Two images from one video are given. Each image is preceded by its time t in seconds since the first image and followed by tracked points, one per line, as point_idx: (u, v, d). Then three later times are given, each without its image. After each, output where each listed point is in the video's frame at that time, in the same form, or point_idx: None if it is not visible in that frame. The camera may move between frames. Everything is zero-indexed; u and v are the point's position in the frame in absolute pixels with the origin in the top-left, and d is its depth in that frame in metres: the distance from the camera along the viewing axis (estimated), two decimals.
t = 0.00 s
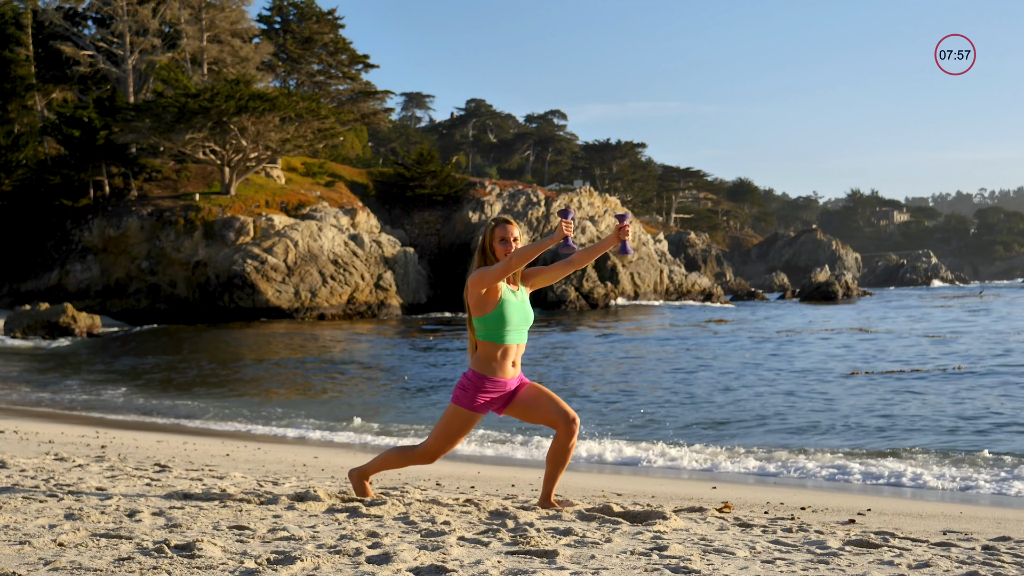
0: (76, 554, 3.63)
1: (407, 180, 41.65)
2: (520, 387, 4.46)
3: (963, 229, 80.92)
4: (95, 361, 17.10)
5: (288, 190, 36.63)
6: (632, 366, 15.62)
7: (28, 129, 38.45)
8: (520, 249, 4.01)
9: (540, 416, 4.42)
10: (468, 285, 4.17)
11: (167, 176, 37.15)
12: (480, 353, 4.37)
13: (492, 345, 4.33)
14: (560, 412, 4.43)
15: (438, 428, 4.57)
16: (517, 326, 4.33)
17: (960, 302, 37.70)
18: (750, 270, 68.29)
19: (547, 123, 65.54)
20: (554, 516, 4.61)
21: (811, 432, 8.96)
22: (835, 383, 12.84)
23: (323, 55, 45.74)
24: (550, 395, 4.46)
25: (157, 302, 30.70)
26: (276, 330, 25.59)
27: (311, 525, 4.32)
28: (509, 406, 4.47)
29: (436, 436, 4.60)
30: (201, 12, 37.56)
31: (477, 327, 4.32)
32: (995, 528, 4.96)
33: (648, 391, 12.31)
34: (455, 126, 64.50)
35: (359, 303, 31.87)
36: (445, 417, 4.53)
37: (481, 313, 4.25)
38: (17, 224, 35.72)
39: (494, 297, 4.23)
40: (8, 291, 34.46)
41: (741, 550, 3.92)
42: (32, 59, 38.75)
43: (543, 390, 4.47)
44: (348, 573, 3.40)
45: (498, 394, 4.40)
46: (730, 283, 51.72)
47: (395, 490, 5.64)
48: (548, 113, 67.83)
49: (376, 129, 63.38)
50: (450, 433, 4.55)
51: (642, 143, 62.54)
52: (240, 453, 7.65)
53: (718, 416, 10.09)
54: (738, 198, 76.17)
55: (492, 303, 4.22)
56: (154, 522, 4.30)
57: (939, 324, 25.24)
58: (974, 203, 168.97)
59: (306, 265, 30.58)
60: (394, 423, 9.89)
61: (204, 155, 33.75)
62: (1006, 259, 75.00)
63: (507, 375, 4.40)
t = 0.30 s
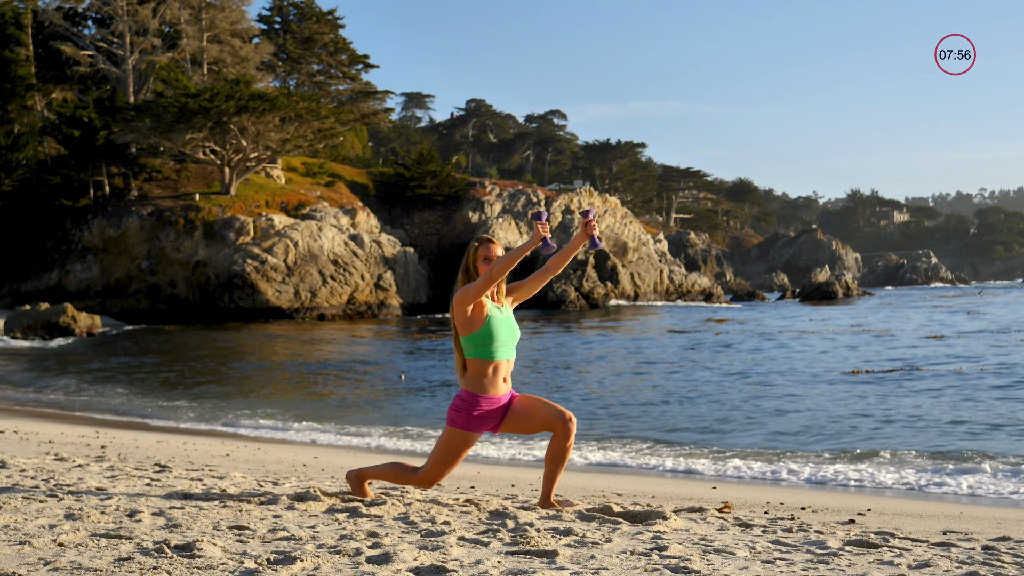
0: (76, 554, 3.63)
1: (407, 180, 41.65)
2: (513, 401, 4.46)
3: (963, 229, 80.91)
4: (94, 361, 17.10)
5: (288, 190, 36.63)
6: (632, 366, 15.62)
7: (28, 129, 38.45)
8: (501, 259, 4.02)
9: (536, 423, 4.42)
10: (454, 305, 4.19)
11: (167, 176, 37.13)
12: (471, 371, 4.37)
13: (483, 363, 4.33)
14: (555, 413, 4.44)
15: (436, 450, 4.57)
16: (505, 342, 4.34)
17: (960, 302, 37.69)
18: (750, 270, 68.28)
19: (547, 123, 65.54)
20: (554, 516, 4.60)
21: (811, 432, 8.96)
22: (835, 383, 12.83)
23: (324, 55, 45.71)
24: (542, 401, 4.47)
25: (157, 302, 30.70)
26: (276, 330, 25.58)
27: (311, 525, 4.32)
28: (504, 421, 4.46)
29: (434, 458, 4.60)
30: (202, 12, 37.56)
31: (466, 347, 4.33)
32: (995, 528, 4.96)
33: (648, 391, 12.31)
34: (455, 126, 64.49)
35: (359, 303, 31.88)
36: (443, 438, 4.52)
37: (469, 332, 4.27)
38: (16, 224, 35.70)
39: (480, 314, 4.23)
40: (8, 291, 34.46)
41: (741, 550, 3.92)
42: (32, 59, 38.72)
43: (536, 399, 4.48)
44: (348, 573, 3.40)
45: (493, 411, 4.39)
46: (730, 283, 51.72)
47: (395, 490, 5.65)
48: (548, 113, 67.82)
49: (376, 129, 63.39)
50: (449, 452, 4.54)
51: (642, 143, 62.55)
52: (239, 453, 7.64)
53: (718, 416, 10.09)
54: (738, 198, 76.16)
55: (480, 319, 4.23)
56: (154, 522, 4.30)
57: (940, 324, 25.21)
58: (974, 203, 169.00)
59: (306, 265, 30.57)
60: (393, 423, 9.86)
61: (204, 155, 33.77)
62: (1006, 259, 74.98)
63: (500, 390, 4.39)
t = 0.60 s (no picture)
0: (76, 554, 3.63)
1: (407, 180, 41.64)
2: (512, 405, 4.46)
3: (963, 229, 80.86)
4: (94, 360, 17.10)
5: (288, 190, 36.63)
6: (632, 366, 15.61)
7: (28, 129, 38.49)
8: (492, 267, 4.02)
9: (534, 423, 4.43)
10: (447, 315, 4.18)
11: (167, 176, 37.12)
12: (467, 379, 4.37)
13: (477, 371, 4.34)
14: (554, 413, 4.44)
15: (438, 460, 4.58)
16: (499, 349, 4.35)
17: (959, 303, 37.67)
18: (750, 271, 68.26)
19: (547, 123, 65.55)
20: (554, 516, 4.61)
21: (810, 432, 8.95)
22: (836, 383, 12.81)
23: (323, 55, 45.69)
24: (539, 402, 4.48)
25: (157, 302, 30.71)
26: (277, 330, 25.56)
27: (311, 525, 4.32)
28: (504, 427, 4.46)
29: (436, 467, 4.62)
30: (201, 11, 37.56)
31: (461, 356, 4.33)
32: (995, 527, 4.96)
33: (649, 391, 12.30)
34: (455, 126, 64.48)
35: (359, 303, 31.89)
36: (444, 447, 4.53)
37: (463, 341, 4.27)
38: (16, 224, 35.70)
39: (473, 323, 4.23)
40: (8, 291, 34.46)
41: (741, 550, 3.92)
42: (32, 59, 38.73)
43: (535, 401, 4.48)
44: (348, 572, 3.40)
45: (492, 417, 4.40)
46: (730, 283, 51.70)
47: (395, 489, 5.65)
48: (548, 113, 67.84)
49: (376, 129, 63.39)
50: (451, 461, 4.55)
51: (642, 143, 62.52)
52: (239, 453, 7.65)
53: (718, 416, 10.09)
54: (738, 198, 76.14)
55: (473, 328, 4.23)
56: (154, 522, 4.30)
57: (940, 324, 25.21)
58: (974, 203, 168.91)
59: (306, 265, 30.57)
60: (392, 424, 9.84)
61: (204, 155, 33.80)
62: (1005, 259, 74.92)
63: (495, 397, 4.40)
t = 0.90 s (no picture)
0: (76, 554, 3.63)
1: (407, 180, 41.65)
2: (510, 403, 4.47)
3: (963, 229, 80.85)
4: (94, 360, 17.09)
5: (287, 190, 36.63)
6: (633, 366, 15.60)
7: (28, 129, 38.49)
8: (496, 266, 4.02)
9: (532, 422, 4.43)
10: (448, 312, 4.20)
11: (168, 176, 37.12)
12: (465, 375, 4.39)
13: (476, 369, 4.35)
14: (552, 412, 4.44)
15: (435, 456, 4.59)
16: (499, 346, 4.35)
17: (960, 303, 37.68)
18: (750, 270, 68.25)
19: (547, 123, 65.55)
20: (554, 515, 4.61)
21: (810, 432, 8.94)
22: (836, 383, 12.80)
23: (323, 55, 45.70)
24: (536, 401, 4.48)
25: (157, 302, 30.71)
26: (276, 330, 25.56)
27: (311, 525, 4.32)
28: (501, 424, 4.46)
29: (433, 461, 4.62)
30: (201, 12, 37.55)
31: (460, 352, 4.34)
32: (995, 528, 4.96)
33: (649, 391, 12.30)
34: (455, 126, 64.46)
35: (359, 303, 31.87)
36: (441, 443, 4.53)
37: (463, 337, 4.28)
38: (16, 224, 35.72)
39: (474, 320, 4.25)
40: (8, 291, 34.47)
41: (741, 550, 3.92)
42: (32, 59, 38.74)
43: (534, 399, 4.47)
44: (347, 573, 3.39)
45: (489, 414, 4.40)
46: (730, 283, 51.67)
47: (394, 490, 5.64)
48: (548, 113, 67.85)
49: (376, 129, 63.38)
50: (448, 457, 4.55)
51: (642, 143, 62.52)
52: (239, 453, 7.64)
53: (719, 416, 10.07)
54: (738, 198, 76.10)
55: (473, 325, 4.24)
56: (154, 522, 4.30)
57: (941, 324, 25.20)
58: (974, 203, 168.91)
59: (306, 265, 30.57)
60: (391, 425, 9.82)
61: (204, 155, 33.81)
62: (1005, 259, 74.95)
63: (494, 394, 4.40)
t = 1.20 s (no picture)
0: (76, 554, 3.63)
1: (408, 180, 41.66)
2: (517, 374, 4.47)
3: (963, 229, 80.88)
4: (94, 360, 17.09)
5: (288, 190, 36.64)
6: (633, 366, 15.59)
7: (28, 129, 38.50)
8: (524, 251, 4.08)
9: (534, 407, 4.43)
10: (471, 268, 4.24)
11: (168, 176, 37.13)
12: (479, 332, 4.40)
13: (494, 328, 4.36)
14: (553, 407, 4.43)
15: (436, 412, 4.55)
16: (517, 309, 4.37)
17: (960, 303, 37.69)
18: (750, 270, 68.26)
19: (547, 123, 65.57)
20: (554, 516, 4.61)
21: (811, 432, 8.94)
22: (837, 383, 12.79)
23: (323, 55, 45.70)
24: (545, 386, 4.47)
25: (157, 302, 30.73)
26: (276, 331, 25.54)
27: (311, 525, 4.32)
28: (505, 389, 4.48)
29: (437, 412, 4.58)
30: (201, 12, 37.56)
31: (479, 309, 4.37)
32: (995, 527, 4.96)
33: (649, 391, 12.29)
34: (455, 125, 64.45)
35: (359, 303, 31.85)
36: (445, 398, 4.51)
37: (482, 296, 4.30)
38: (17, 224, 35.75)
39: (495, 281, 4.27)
40: (8, 291, 34.47)
41: (741, 550, 3.92)
42: (32, 59, 38.76)
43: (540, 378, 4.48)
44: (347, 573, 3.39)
45: (496, 377, 4.40)
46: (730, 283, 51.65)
47: (394, 490, 5.64)
48: (548, 113, 67.86)
49: (376, 130, 63.39)
50: (450, 414, 4.53)
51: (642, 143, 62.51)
52: (239, 453, 7.65)
53: (719, 417, 10.07)
54: (738, 198, 76.08)
55: (494, 287, 4.26)
56: (154, 522, 4.30)
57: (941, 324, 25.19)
58: (974, 203, 168.96)
59: (306, 265, 30.56)
60: (391, 425, 9.83)
61: (204, 155, 33.82)
62: (1005, 259, 75.05)
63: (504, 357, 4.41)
